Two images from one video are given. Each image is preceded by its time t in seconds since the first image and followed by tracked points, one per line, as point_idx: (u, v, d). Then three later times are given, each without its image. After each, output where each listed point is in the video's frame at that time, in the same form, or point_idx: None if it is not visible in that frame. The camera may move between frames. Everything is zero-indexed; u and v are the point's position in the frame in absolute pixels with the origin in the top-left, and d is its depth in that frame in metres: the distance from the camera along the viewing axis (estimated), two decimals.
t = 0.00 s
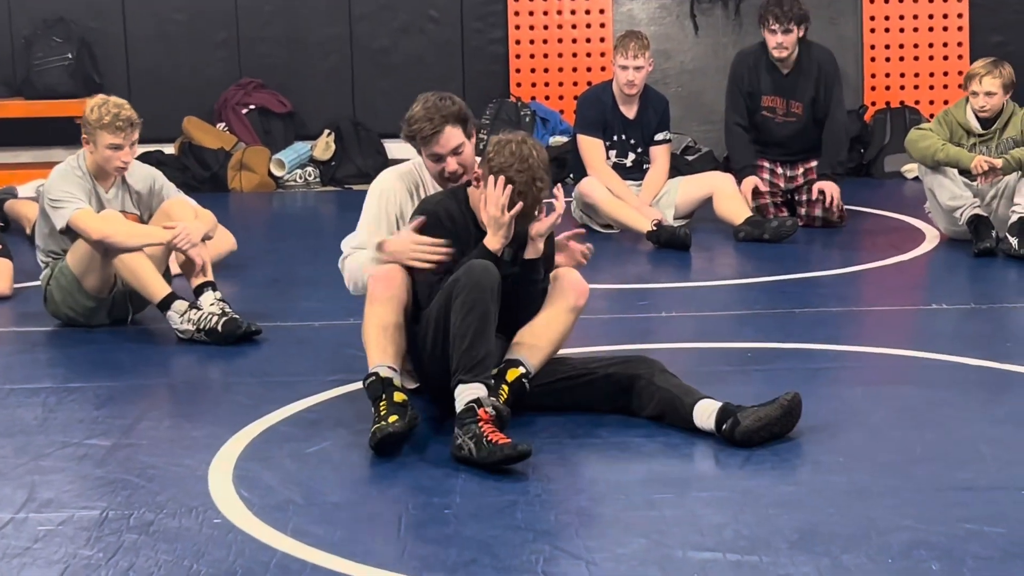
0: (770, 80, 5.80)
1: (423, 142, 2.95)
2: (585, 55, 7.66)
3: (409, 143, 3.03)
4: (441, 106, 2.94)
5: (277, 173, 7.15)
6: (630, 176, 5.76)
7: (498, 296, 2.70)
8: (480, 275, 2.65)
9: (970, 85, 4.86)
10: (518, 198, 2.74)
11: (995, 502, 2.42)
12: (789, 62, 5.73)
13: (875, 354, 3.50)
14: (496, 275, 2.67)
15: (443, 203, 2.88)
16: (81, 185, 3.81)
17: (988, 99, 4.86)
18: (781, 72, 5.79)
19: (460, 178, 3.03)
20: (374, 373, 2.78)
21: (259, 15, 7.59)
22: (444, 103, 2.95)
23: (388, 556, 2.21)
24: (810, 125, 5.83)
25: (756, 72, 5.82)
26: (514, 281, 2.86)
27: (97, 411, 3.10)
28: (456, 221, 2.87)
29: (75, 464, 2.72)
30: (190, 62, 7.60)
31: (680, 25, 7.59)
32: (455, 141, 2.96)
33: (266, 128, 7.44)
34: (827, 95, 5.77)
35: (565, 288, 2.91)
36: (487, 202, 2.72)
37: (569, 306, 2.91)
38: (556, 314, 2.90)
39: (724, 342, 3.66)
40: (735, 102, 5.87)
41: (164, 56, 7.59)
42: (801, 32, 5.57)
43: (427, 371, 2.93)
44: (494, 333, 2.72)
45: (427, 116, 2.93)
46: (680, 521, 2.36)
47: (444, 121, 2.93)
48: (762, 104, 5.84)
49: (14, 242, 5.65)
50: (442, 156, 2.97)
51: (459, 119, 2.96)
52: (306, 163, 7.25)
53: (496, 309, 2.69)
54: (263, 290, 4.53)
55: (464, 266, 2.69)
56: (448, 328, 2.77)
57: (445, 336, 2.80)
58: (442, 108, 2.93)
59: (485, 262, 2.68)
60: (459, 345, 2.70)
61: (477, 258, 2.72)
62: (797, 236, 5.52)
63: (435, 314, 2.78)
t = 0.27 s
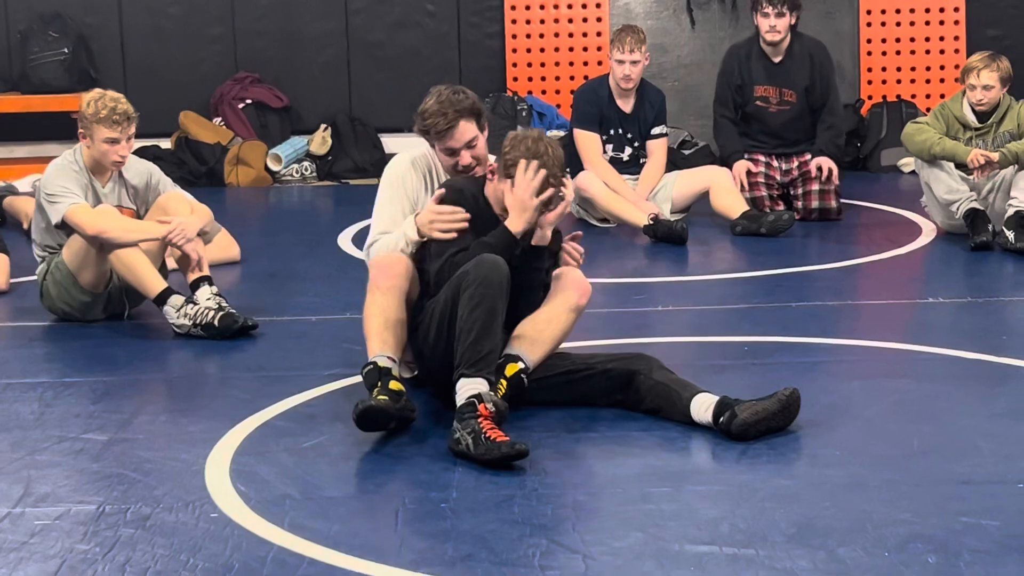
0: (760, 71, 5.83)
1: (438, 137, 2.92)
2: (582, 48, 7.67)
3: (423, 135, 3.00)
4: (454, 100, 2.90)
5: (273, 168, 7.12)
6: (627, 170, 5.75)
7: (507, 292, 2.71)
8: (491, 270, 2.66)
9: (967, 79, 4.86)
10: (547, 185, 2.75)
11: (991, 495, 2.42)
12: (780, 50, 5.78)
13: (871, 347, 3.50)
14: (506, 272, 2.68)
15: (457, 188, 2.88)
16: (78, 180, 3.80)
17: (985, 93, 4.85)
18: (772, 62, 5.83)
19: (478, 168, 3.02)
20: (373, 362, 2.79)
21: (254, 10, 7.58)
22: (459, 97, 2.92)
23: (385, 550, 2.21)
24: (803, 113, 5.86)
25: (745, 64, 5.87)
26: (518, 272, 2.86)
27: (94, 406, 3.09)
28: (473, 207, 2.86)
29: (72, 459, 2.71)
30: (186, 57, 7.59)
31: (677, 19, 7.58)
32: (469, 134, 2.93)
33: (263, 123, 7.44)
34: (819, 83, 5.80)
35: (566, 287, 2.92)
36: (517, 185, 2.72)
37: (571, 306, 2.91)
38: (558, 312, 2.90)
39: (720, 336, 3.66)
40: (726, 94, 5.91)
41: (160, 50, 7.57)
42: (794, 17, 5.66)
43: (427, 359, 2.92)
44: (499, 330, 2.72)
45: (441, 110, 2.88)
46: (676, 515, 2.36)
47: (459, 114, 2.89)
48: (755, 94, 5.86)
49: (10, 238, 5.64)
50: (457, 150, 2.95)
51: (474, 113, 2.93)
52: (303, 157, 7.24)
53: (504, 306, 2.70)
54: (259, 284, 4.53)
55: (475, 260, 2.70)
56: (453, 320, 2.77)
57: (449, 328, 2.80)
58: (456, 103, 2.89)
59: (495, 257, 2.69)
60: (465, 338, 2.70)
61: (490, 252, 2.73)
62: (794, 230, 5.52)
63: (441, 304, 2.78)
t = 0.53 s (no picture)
0: (754, 61, 5.94)
1: (456, 125, 2.95)
2: (578, 41, 7.66)
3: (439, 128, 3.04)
4: (473, 90, 2.96)
5: (269, 162, 7.12)
6: (623, 162, 5.75)
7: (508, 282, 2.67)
8: (489, 261, 2.63)
9: (966, 71, 4.85)
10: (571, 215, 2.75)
11: (987, 487, 2.43)
12: (773, 40, 5.91)
13: (867, 340, 3.51)
14: (505, 261, 2.65)
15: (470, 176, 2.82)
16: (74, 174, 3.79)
17: (982, 85, 4.84)
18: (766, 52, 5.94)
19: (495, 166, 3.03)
20: (367, 345, 2.82)
21: (250, 3, 7.57)
22: (477, 88, 2.96)
23: (382, 543, 2.22)
24: (795, 101, 5.99)
25: (737, 55, 5.97)
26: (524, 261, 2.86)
27: (90, 400, 3.09)
28: (482, 194, 2.80)
29: (68, 452, 2.71)
30: (182, 50, 7.57)
31: (673, 12, 7.58)
32: (487, 125, 2.96)
33: (259, 116, 7.42)
34: (814, 70, 5.95)
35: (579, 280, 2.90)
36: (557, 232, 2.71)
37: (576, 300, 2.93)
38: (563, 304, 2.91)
39: (716, 329, 3.66)
40: (717, 83, 6.02)
41: (155, 44, 7.56)
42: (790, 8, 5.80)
43: (435, 352, 2.89)
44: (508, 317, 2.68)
45: (457, 99, 2.93)
46: (673, 507, 2.37)
47: (476, 103, 2.93)
48: (747, 83, 5.97)
49: (6, 232, 5.63)
50: (475, 138, 2.97)
51: (491, 104, 2.96)
52: (299, 151, 7.24)
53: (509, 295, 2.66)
54: (255, 278, 4.53)
55: (473, 252, 2.67)
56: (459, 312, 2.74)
57: (457, 320, 2.76)
58: (473, 91, 2.94)
59: (493, 248, 2.66)
60: (473, 331, 2.65)
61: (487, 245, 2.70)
62: (790, 222, 5.52)
63: (444, 297, 2.75)
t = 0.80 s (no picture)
0: (747, 53, 5.97)
1: (473, 110, 2.91)
2: (574, 36, 7.65)
3: (452, 114, 3.00)
4: (492, 79, 2.93)
5: (265, 156, 7.12)
6: (620, 157, 5.74)
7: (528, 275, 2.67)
8: (511, 256, 2.62)
9: (963, 64, 4.85)
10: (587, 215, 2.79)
11: (983, 480, 2.43)
12: (768, 32, 5.94)
13: (863, 334, 3.51)
14: (524, 254, 2.65)
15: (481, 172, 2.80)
16: (70, 169, 3.78)
17: (980, 78, 4.85)
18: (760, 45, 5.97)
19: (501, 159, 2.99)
20: (362, 344, 2.84)
21: None
22: (495, 79, 2.93)
23: (379, 537, 2.22)
24: (791, 96, 5.99)
25: (731, 49, 6.00)
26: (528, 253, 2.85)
27: (86, 395, 3.09)
28: (490, 190, 2.78)
29: (65, 447, 2.71)
30: (178, 45, 7.56)
31: (669, 7, 7.57)
32: (504, 115, 2.92)
33: (255, 111, 7.43)
34: (806, 64, 5.94)
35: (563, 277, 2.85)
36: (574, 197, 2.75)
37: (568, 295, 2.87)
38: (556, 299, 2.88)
39: (713, 323, 3.66)
40: (712, 78, 6.05)
41: (151, 39, 7.55)
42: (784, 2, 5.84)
43: (441, 349, 2.88)
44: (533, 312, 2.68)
45: (478, 86, 2.89)
46: (669, 501, 2.37)
47: (497, 92, 2.89)
48: (741, 76, 5.98)
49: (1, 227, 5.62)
50: (491, 127, 2.92)
51: (509, 95, 2.93)
52: (295, 146, 7.23)
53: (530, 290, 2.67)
54: (251, 273, 4.52)
55: (491, 247, 2.66)
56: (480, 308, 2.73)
57: (477, 315, 2.76)
58: (494, 79, 2.91)
59: (512, 241, 2.66)
60: (502, 330, 2.64)
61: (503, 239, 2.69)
62: (787, 217, 5.52)
63: (460, 296, 2.73)
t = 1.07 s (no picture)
0: (743, 48, 5.96)
1: (478, 115, 2.86)
2: (570, 31, 7.63)
3: (448, 118, 2.92)
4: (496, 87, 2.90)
5: (261, 152, 7.10)
6: (616, 152, 5.74)
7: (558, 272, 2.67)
8: (548, 249, 2.61)
9: (960, 58, 4.85)
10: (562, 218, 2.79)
11: (980, 474, 2.43)
12: (764, 27, 5.94)
13: (860, 328, 3.51)
14: (559, 249, 2.64)
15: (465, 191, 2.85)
16: (66, 165, 3.77)
17: (977, 72, 4.84)
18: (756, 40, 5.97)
19: (493, 164, 2.97)
20: (339, 352, 2.81)
21: None
22: (496, 85, 2.91)
23: (376, 533, 2.21)
24: (787, 91, 6.01)
25: (728, 44, 5.98)
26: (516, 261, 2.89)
27: (83, 390, 3.08)
28: (475, 211, 2.85)
29: (62, 443, 2.71)
30: (173, 41, 7.55)
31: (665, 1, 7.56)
32: (505, 123, 2.90)
33: (251, 107, 7.40)
34: (803, 59, 5.97)
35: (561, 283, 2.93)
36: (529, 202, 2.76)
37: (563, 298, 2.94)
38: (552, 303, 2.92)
39: (710, 318, 3.66)
40: (709, 73, 6.03)
41: (147, 35, 7.53)
42: None
43: (447, 344, 2.84)
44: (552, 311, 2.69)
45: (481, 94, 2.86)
46: (667, 496, 2.37)
47: (501, 101, 2.88)
48: (738, 72, 5.97)
49: None
50: (491, 133, 2.89)
51: (509, 102, 2.91)
52: (292, 141, 7.22)
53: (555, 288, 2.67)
54: (248, 269, 4.52)
55: (527, 238, 2.64)
56: (503, 300, 2.71)
57: (496, 308, 2.73)
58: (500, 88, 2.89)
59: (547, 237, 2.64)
60: (527, 322, 2.64)
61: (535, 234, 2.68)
62: (783, 211, 5.51)
63: (482, 286, 2.70)
